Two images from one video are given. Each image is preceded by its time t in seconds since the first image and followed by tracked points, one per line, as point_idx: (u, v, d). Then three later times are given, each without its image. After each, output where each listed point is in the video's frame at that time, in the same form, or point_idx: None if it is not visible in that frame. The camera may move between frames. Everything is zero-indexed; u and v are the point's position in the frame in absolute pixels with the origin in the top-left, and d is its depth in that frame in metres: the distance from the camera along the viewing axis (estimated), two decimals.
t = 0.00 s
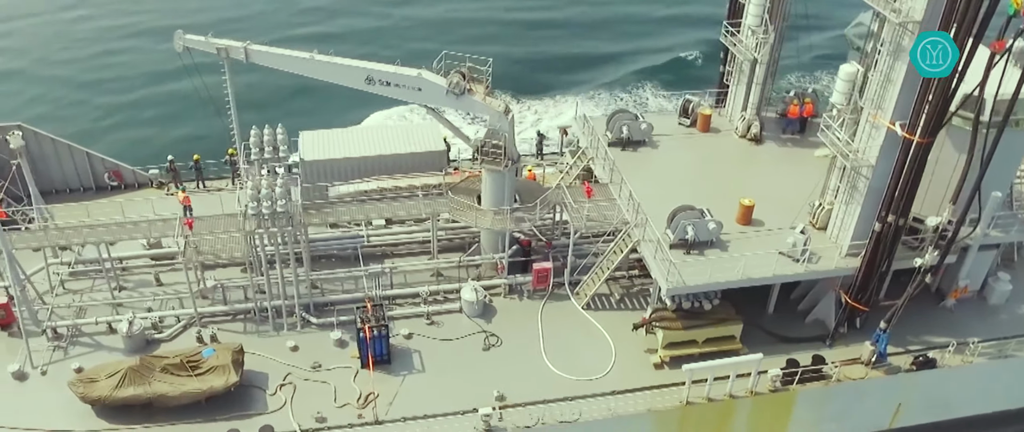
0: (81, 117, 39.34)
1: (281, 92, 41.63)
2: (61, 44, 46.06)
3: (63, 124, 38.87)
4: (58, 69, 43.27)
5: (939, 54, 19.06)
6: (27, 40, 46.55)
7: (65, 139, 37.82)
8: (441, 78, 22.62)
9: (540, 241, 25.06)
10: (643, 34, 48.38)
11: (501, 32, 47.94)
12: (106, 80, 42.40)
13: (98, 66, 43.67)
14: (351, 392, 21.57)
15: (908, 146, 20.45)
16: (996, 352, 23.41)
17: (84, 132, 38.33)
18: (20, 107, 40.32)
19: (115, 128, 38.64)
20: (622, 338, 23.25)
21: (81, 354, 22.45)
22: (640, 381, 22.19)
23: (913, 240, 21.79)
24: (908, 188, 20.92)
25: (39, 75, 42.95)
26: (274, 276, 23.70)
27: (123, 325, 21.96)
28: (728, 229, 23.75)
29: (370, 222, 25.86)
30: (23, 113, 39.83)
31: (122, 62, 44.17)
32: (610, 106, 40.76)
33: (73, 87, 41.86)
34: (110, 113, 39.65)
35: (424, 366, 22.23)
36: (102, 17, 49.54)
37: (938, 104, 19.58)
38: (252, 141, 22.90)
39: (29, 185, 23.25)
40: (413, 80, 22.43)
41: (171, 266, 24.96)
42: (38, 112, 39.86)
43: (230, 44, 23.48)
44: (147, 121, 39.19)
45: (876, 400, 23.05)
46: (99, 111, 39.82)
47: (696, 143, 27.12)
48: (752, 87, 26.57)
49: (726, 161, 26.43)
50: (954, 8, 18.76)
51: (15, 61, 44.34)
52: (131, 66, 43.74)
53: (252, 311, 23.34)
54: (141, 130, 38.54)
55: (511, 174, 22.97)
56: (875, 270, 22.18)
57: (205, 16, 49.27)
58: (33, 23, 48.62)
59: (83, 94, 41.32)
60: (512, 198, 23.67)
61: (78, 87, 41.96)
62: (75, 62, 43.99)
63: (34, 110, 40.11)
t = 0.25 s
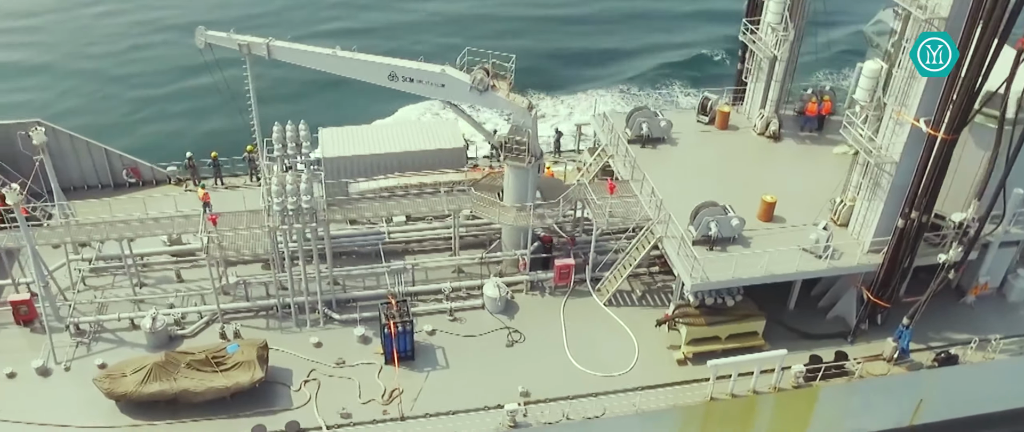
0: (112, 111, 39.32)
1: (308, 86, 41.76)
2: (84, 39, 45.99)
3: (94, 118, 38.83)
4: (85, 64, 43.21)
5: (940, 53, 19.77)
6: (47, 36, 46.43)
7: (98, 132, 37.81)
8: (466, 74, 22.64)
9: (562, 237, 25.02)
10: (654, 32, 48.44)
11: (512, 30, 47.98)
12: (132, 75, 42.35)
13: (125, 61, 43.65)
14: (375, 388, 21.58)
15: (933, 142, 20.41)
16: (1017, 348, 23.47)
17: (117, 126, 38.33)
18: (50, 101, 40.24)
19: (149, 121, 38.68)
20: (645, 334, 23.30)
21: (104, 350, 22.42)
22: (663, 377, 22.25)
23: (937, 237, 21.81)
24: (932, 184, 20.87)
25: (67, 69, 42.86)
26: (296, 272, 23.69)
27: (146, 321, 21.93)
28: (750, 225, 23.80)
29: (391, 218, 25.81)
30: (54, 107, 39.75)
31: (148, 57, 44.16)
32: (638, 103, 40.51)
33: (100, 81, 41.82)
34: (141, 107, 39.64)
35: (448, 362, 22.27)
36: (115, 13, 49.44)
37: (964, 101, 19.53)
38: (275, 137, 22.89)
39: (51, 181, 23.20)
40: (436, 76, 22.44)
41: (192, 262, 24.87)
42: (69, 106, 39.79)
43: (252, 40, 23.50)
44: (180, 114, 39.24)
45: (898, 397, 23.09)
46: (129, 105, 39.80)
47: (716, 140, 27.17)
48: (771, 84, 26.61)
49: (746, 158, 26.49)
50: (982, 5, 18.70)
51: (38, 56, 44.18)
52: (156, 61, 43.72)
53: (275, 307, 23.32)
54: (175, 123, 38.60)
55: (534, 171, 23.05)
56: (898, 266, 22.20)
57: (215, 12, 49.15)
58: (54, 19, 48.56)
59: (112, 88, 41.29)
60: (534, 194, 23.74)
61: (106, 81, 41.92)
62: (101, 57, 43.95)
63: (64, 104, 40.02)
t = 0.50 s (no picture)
0: (141, 104, 39.27)
1: (332, 79, 41.81)
2: (110, 34, 46.06)
3: (124, 110, 38.78)
4: (113, 58, 43.26)
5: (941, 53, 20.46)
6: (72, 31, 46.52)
7: (128, 125, 37.76)
8: (489, 70, 22.65)
9: (583, 234, 25.11)
10: (664, 30, 48.45)
11: (522, 27, 47.99)
12: (157, 70, 42.36)
13: (143, 57, 43.63)
14: (399, 384, 21.57)
15: (957, 138, 20.37)
16: None
17: (148, 119, 38.31)
18: (78, 93, 40.15)
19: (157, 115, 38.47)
20: (667, 331, 23.33)
21: (126, 346, 22.39)
22: (686, 373, 22.31)
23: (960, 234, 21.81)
24: (956, 178, 20.78)
25: (95, 63, 42.86)
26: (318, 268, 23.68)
27: (169, 317, 21.93)
28: (771, 222, 23.84)
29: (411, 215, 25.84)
30: (82, 100, 39.66)
31: (174, 52, 44.24)
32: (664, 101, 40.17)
33: (127, 75, 41.81)
34: (169, 100, 39.61)
35: (472, 358, 22.29)
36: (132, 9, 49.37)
37: (990, 97, 19.49)
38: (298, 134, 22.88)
39: (74, 177, 23.19)
40: (460, 72, 22.45)
41: (213, 259, 24.85)
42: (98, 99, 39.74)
43: (274, 36, 23.53)
44: (211, 107, 39.26)
45: (920, 393, 23.13)
46: (158, 98, 39.78)
47: (734, 137, 27.20)
48: (790, 81, 26.63)
49: (765, 155, 26.54)
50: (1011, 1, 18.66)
51: (67, 49, 44.19)
52: (181, 57, 43.80)
53: (297, 303, 23.32)
54: (206, 116, 38.64)
55: (556, 167, 23.07)
56: (920, 262, 22.20)
57: (225, 10, 49.09)
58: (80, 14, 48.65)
59: (139, 82, 41.27)
60: (556, 191, 23.75)
61: (133, 75, 41.90)
62: (129, 51, 44.05)
63: (93, 96, 39.95)
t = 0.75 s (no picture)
0: (172, 98, 39.59)
1: (349, 77, 41.87)
2: (139, 32, 46.53)
3: (155, 104, 39.08)
4: (144, 54, 43.66)
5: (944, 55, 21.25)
6: (100, 28, 47.00)
7: (161, 118, 38.08)
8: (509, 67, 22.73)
9: (601, 232, 25.12)
10: (672, 29, 48.45)
11: (530, 26, 48.00)
12: (176, 67, 42.56)
13: (153, 56, 43.65)
14: (420, 381, 21.56)
15: (978, 135, 20.38)
16: None
17: (180, 113, 38.61)
18: (111, 88, 40.53)
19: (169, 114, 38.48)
20: (685, 329, 23.37)
21: (146, 343, 22.36)
22: (705, 370, 22.34)
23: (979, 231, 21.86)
24: (977, 176, 20.75)
25: (127, 60, 43.28)
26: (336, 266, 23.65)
27: (189, 314, 21.88)
28: (789, 219, 23.89)
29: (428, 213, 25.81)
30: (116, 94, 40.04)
31: (182, 51, 44.23)
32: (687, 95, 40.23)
33: (159, 71, 42.18)
34: (200, 95, 39.90)
35: (492, 355, 22.32)
36: (155, 7, 49.83)
37: (1012, 94, 19.48)
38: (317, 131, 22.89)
39: (91, 174, 23.17)
40: (480, 69, 22.53)
41: (230, 257, 24.86)
42: (131, 93, 40.09)
43: (293, 33, 23.51)
44: (240, 102, 39.50)
45: (939, 391, 23.14)
46: (189, 92, 40.09)
47: (750, 135, 27.24)
48: (806, 79, 26.64)
49: (781, 153, 26.58)
50: None
51: (97, 46, 44.64)
52: (199, 54, 43.97)
53: (316, 301, 23.29)
54: (237, 110, 38.88)
55: (575, 165, 23.09)
56: (939, 259, 22.20)
57: (234, 9, 49.08)
58: (107, 12, 49.18)
59: (170, 77, 41.62)
60: (575, 188, 23.77)
61: (154, 72, 42.08)
62: (159, 47, 44.43)
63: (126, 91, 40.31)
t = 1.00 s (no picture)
0: (202, 93, 39.80)
1: (360, 78, 41.87)
2: (150, 31, 46.55)
3: (185, 99, 39.32)
4: (175, 49, 43.94)
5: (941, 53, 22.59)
6: (129, 25, 47.36)
7: (193, 113, 38.32)
8: (532, 66, 22.78)
9: (621, 231, 25.13)
10: (682, 30, 48.44)
11: (540, 27, 48.01)
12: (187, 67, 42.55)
13: (163, 55, 43.61)
14: (444, 380, 21.54)
15: (1001, 134, 20.34)
16: None
17: (212, 108, 38.87)
18: (143, 82, 40.82)
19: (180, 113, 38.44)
20: (707, 327, 23.38)
21: (168, 341, 22.33)
22: (728, 368, 22.34)
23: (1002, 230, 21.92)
24: (1000, 174, 20.70)
25: (158, 55, 43.60)
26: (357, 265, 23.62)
27: (211, 312, 21.83)
28: (810, 218, 23.90)
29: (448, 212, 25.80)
30: (147, 88, 40.33)
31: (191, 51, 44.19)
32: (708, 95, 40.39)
33: (190, 66, 42.44)
34: (230, 91, 40.12)
35: (515, 354, 22.31)
36: (178, 5, 50.10)
37: None
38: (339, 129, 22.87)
39: (114, 174, 23.25)
40: (503, 68, 22.57)
41: (250, 255, 24.83)
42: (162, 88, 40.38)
43: (315, 32, 23.58)
44: (262, 99, 39.64)
45: (960, 389, 23.13)
46: (220, 87, 40.33)
47: (769, 134, 27.28)
48: (824, 79, 26.61)
49: (799, 152, 26.62)
50: None
51: (127, 42, 44.98)
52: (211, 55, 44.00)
53: (338, 299, 23.26)
54: (248, 110, 38.86)
55: (597, 164, 23.16)
56: (961, 258, 22.18)
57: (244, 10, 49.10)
58: (135, 10, 49.60)
59: (181, 77, 41.61)
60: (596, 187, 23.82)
61: (166, 70, 42.07)
62: (180, 45, 44.58)
63: (157, 85, 40.58)
